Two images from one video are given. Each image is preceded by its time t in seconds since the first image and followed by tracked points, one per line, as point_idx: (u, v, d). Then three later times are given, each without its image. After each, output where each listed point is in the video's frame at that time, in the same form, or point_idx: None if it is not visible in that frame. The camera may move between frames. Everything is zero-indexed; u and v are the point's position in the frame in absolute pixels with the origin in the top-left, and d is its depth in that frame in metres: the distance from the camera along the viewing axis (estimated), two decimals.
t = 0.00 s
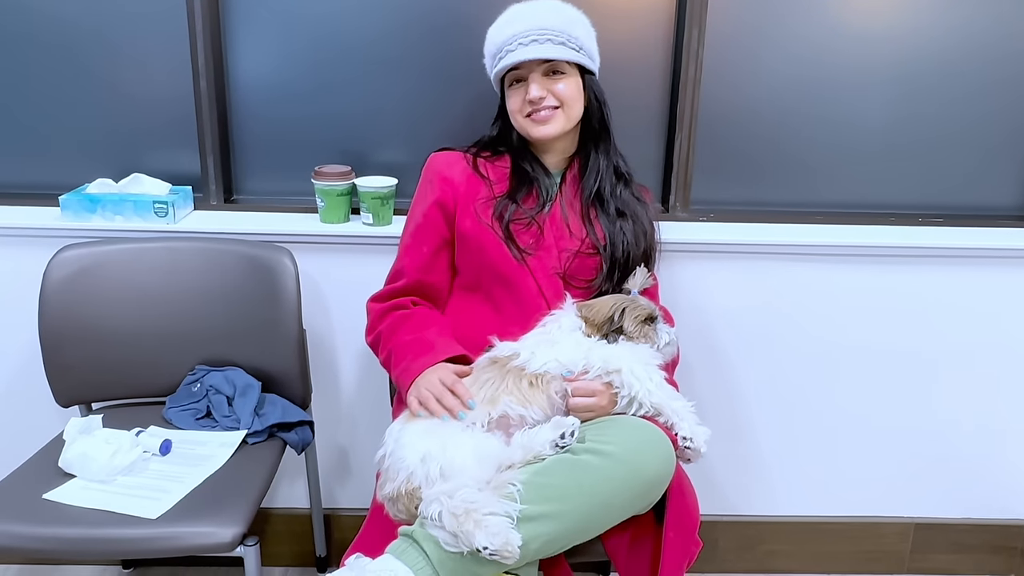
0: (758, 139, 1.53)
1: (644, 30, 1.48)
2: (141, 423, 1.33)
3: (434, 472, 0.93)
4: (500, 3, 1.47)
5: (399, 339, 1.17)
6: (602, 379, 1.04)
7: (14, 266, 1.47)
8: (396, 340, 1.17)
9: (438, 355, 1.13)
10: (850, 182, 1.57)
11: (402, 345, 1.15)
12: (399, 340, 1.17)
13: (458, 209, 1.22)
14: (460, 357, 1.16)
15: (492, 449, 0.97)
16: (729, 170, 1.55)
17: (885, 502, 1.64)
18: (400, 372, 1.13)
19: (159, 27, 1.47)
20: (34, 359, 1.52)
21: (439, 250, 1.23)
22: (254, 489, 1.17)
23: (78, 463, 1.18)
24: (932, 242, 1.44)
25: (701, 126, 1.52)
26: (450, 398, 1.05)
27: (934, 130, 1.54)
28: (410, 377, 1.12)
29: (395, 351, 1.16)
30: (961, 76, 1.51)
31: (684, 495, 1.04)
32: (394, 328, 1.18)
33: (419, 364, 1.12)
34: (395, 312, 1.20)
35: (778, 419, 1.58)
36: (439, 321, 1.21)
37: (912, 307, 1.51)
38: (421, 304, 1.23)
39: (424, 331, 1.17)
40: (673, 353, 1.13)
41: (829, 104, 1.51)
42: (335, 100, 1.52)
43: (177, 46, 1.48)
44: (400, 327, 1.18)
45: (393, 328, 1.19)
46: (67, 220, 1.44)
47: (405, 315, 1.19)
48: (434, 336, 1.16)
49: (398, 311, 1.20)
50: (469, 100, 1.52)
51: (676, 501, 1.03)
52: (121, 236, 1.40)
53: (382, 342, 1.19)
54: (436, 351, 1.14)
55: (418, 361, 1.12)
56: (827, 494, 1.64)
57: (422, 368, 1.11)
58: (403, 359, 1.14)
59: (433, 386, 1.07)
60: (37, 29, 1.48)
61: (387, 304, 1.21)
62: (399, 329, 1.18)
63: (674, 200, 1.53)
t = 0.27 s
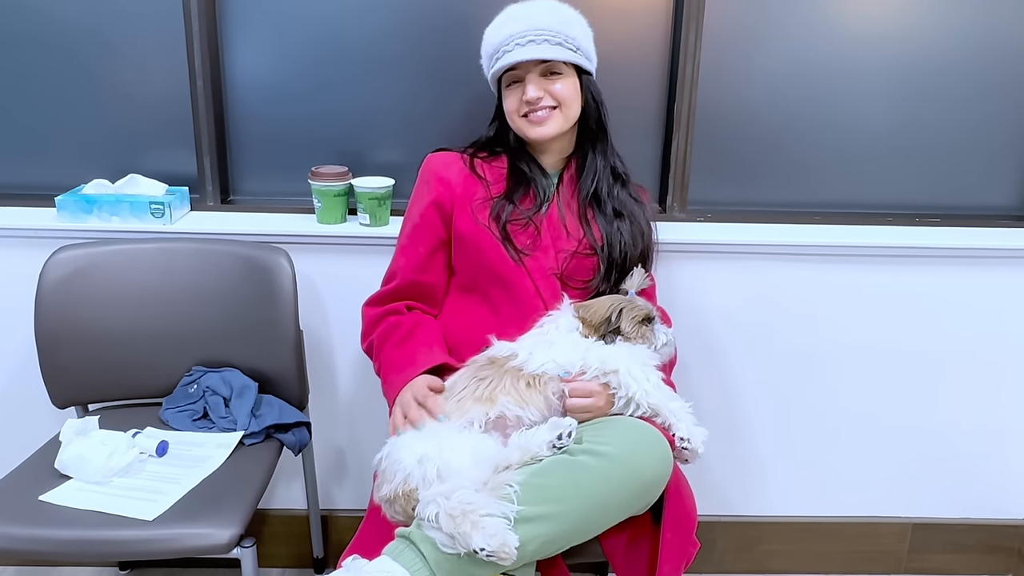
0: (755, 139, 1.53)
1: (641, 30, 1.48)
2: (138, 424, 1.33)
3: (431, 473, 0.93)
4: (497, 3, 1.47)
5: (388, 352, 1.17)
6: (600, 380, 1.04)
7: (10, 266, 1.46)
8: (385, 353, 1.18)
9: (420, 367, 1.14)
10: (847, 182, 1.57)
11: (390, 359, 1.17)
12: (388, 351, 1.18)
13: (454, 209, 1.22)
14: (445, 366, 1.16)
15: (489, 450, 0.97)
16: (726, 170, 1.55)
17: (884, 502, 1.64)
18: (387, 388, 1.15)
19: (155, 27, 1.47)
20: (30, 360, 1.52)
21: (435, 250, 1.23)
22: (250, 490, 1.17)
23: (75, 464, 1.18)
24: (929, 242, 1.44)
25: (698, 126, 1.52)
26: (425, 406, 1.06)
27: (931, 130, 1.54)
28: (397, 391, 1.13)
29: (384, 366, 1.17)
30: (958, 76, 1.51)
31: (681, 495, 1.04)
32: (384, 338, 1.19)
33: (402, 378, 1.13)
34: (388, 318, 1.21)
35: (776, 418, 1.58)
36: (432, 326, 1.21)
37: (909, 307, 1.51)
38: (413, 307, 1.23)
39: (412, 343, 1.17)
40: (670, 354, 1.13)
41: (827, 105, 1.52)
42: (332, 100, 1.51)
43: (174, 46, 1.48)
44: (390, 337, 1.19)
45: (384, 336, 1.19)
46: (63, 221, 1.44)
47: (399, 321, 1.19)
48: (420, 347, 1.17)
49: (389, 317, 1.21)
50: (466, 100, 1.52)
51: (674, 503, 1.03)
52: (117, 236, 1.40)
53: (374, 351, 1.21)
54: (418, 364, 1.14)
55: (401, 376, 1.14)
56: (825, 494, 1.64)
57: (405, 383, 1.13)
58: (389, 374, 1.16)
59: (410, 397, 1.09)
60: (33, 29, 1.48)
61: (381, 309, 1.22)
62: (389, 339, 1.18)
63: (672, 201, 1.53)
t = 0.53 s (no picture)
0: (756, 137, 1.53)
1: (641, 29, 1.47)
2: (138, 423, 1.33)
3: (432, 472, 0.93)
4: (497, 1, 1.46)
5: (385, 350, 1.17)
6: (601, 379, 1.04)
7: (10, 266, 1.46)
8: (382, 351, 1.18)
9: (415, 366, 1.14)
10: (848, 180, 1.56)
11: (388, 357, 1.17)
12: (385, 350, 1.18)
13: (455, 208, 1.22)
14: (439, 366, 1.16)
15: (490, 449, 0.97)
16: (727, 168, 1.55)
17: (885, 501, 1.64)
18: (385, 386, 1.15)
19: (155, 26, 1.47)
20: (30, 359, 1.52)
21: (436, 250, 1.23)
22: (251, 489, 1.17)
23: (75, 463, 1.18)
24: (931, 240, 1.44)
25: (699, 124, 1.52)
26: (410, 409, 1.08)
27: (933, 129, 1.54)
28: (393, 389, 1.14)
29: (381, 363, 1.17)
30: (960, 74, 1.51)
31: (683, 494, 1.03)
32: (383, 336, 1.19)
33: (399, 377, 1.14)
34: (387, 315, 1.21)
35: (777, 417, 1.58)
36: (430, 325, 1.21)
37: (910, 305, 1.51)
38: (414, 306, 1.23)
39: (409, 341, 1.17)
40: (671, 353, 1.13)
41: (828, 103, 1.51)
42: (332, 99, 1.51)
43: (174, 45, 1.48)
44: (387, 335, 1.19)
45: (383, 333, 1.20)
46: (63, 220, 1.44)
47: (400, 318, 1.19)
48: (416, 346, 1.17)
49: (388, 316, 1.21)
50: (466, 99, 1.52)
51: (675, 502, 1.03)
52: (117, 235, 1.40)
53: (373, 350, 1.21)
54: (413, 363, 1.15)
55: (397, 374, 1.14)
56: (826, 493, 1.64)
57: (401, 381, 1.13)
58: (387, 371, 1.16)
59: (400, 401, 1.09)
60: (32, 28, 1.47)
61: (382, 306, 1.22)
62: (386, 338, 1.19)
63: (672, 199, 1.53)
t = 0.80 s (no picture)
0: (754, 137, 1.53)
1: (639, 29, 1.47)
2: (135, 424, 1.33)
3: (429, 473, 0.93)
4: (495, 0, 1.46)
5: (397, 304, 1.15)
6: (598, 380, 1.04)
7: (7, 266, 1.46)
8: (393, 307, 1.15)
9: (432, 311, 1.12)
10: (846, 180, 1.56)
11: (399, 309, 1.14)
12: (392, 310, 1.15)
13: (452, 209, 1.21)
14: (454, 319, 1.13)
15: (487, 450, 0.96)
16: (724, 168, 1.55)
17: (883, 501, 1.64)
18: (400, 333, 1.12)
19: (153, 26, 1.47)
20: (27, 360, 1.52)
21: (434, 250, 1.23)
22: (249, 490, 1.17)
23: (72, 464, 1.18)
24: (929, 240, 1.44)
25: (696, 124, 1.51)
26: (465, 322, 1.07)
27: (931, 129, 1.54)
28: (412, 332, 1.10)
29: (390, 318, 1.14)
30: (958, 74, 1.51)
31: (681, 494, 1.03)
32: (390, 300, 1.17)
33: (419, 313, 1.11)
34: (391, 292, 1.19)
35: (775, 417, 1.58)
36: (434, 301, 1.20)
37: (908, 305, 1.51)
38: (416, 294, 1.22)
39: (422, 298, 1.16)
40: (669, 353, 1.13)
41: (826, 103, 1.51)
42: (330, 99, 1.51)
43: (171, 45, 1.47)
44: (397, 297, 1.17)
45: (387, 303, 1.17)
46: (60, 221, 1.43)
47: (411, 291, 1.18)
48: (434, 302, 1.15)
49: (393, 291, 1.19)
50: (464, 99, 1.52)
51: (674, 502, 1.03)
52: (114, 236, 1.39)
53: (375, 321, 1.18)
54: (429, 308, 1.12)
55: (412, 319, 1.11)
56: (824, 493, 1.64)
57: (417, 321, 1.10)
58: (400, 318, 1.13)
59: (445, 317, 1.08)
60: (29, 28, 1.47)
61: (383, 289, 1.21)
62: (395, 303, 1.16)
63: (670, 199, 1.53)
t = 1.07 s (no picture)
0: (749, 137, 1.53)
1: (635, 29, 1.47)
2: (130, 425, 1.32)
3: (425, 474, 0.93)
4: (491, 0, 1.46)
5: (436, 302, 1.16)
6: (594, 380, 1.04)
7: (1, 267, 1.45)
8: (433, 304, 1.16)
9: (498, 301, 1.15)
10: (842, 181, 1.57)
11: (443, 306, 1.15)
12: (434, 303, 1.15)
13: (449, 209, 1.21)
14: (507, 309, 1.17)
15: (484, 451, 0.96)
16: (720, 168, 1.55)
17: (878, 501, 1.65)
18: (457, 324, 1.13)
19: (148, 25, 1.46)
20: (21, 361, 1.51)
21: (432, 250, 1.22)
22: (244, 490, 1.17)
23: (67, 465, 1.17)
24: (924, 241, 1.44)
25: (692, 124, 1.52)
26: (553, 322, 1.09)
27: (925, 130, 1.54)
28: (471, 326, 1.12)
29: (438, 310, 1.15)
30: (953, 74, 1.51)
31: (677, 495, 1.04)
32: (420, 299, 1.17)
33: (480, 308, 1.14)
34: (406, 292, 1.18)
35: (771, 417, 1.58)
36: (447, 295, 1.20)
37: (902, 305, 1.51)
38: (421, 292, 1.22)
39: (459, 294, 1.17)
40: (665, 353, 1.13)
41: (822, 103, 1.51)
42: (325, 99, 1.51)
43: (166, 45, 1.47)
44: (427, 296, 1.17)
45: (419, 299, 1.17)
46: (55, 221, 1.43)
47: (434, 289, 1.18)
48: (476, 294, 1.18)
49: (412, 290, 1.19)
50: (460, 99, 1.51)
51: (669, 501, 1.03)
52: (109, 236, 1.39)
53: (408, 316, 1.16)
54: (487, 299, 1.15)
55: (476, 309, 1.14)
56: (819, 493, 1.64)
57: (486, 312, 1.13)
58: (455, 310, 1.14)
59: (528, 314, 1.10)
60: (23, 27, 1.46)
61: (398, 288, 1.19)
62: (429, 298, 1.16)
63: (666, 199, 1.53)
